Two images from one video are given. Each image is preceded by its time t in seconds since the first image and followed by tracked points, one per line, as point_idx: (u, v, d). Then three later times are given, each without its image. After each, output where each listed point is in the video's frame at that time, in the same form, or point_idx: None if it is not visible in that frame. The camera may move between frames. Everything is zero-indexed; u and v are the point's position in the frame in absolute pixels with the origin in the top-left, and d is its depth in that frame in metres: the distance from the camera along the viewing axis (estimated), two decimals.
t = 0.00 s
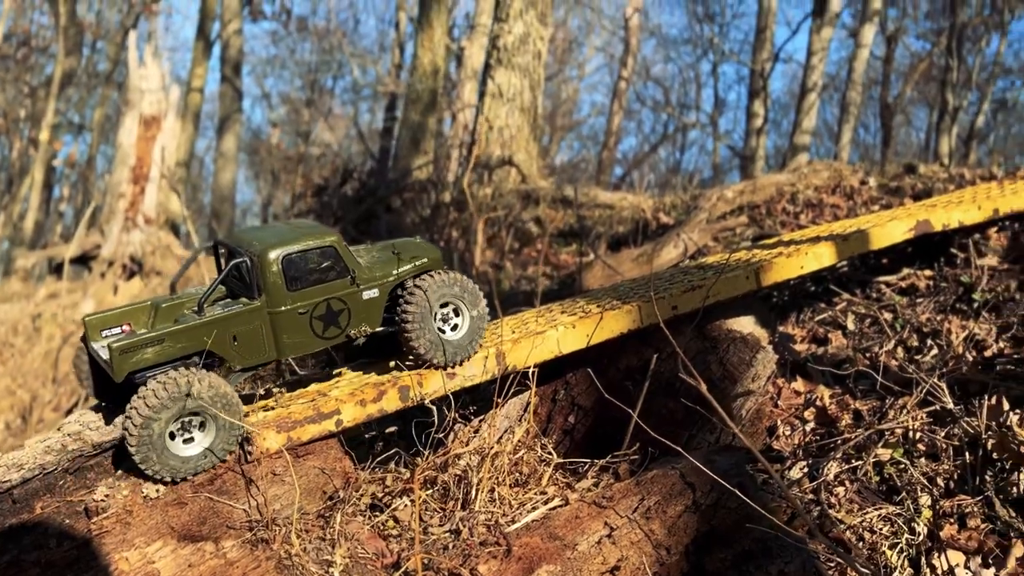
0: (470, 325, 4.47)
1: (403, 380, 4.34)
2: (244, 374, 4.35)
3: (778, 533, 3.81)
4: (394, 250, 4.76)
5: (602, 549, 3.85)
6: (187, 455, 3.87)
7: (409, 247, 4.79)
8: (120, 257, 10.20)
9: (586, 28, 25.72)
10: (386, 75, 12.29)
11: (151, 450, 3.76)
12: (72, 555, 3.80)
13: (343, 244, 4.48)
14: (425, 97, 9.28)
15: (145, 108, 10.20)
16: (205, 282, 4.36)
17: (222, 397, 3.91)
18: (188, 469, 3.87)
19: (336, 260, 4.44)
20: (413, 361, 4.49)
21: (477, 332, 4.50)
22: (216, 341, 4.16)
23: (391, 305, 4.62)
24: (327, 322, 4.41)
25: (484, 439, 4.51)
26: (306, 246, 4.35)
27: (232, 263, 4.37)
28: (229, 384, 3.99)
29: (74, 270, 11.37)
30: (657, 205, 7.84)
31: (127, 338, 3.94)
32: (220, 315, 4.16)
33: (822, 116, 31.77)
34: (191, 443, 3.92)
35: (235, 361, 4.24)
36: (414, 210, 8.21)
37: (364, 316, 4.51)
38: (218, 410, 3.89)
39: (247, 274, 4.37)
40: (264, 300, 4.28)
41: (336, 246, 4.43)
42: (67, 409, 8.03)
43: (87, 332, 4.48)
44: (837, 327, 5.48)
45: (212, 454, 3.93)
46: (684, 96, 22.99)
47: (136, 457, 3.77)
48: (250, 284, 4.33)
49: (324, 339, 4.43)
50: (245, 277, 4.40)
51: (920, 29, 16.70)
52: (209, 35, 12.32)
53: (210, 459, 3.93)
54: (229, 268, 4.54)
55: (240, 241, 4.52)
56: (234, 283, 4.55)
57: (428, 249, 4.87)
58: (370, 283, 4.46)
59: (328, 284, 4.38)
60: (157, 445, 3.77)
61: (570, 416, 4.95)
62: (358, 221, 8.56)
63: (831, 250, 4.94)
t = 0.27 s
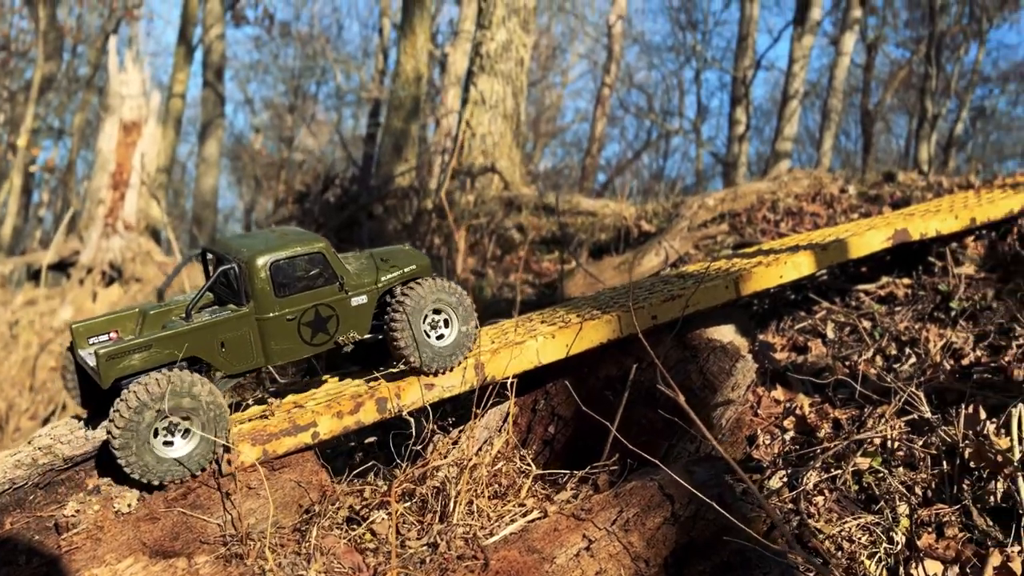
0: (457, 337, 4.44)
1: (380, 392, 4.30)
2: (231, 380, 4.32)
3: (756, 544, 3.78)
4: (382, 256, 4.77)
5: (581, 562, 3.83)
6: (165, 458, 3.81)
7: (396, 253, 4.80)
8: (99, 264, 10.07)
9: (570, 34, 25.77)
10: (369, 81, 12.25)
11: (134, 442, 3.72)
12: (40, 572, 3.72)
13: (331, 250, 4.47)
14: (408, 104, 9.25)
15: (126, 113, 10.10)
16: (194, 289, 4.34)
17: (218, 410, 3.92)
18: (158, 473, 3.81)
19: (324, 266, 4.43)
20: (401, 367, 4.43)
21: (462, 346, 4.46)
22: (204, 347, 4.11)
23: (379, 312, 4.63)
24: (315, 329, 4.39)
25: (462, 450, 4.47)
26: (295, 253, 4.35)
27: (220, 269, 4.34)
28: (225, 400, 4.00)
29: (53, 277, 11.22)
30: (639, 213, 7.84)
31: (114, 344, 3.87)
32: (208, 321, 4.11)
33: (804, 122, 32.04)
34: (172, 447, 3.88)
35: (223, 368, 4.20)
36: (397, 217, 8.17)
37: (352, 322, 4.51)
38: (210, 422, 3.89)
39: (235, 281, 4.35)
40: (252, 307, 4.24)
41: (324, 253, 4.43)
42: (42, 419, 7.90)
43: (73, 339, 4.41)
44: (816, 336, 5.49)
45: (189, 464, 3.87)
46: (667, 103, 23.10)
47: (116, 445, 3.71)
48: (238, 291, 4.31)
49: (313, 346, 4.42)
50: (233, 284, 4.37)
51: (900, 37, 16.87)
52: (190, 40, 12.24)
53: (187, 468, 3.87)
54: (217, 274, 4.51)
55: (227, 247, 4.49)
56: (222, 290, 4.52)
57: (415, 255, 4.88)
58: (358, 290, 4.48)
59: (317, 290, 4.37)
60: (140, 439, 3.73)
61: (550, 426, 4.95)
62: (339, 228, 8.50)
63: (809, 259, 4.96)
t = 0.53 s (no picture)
0: (443, 351, 4.39)
1: (358, 406, 4.24)
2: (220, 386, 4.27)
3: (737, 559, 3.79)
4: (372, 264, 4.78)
5: None
6: (142, 454, 3.70)
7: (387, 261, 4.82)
8: (76, 271, 9.91)
9: (553, 41, 25.87)
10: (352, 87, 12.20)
11: (119, 427, 3.64)
12: None
13: (320, 256, 4.49)
14: (390, 111, 9.20)
15: (105, 119, 9.98)
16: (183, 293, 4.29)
17: (207, 421, 3.90)
18: (128, 469, 3.67)
19: (313, 272, 4.44)
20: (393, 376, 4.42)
21: (447, 360, 4.40)
22: (191, 352, 4.09)
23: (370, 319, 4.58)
24: (304, 334, 4.37)
25: (442, 464, 4.42)
26: (284, 258, 4.36)
27: (209, 274, 4.35)
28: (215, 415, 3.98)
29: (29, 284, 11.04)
30: (621, 221, 7.83)
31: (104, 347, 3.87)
32: (196, 326, 4.10)
33: (785, 130, 32.32)
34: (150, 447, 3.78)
35: (211, 373, 4.16)
36: (378, 224, 8.10)
37: (342, 328, 4.49)
38: (198, 430, 3.86)
39: (224, 286, 4.35)
40: (241, 312, 4.23)
41: (314, 258, 4.44)
42: (16, 430, 7.74)
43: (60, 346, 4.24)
44: (797, 345, 5.48)
45: (162, 469, 3.75)
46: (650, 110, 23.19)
47: (100, 426, 3.63)
48: (226, 297, 4.31)
49: (302, 352, 4.39)
50: (222, 289, 4.37)
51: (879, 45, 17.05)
52: (171, 45, 12.13)
53: (157, 473, 3.74)
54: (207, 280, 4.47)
55: (217, 253, 4.50)
56: (212, 296, 4.46)
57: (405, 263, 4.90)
58: (347, 296, 4.48)
59: (306, 296, 4.38)
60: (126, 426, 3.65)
61: (530, 438, 4.89)
62: (321, 235, 8.42)
63: (789, 269, 4.97)
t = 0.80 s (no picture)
0: (424, 362, 4.34)
1: (333, 418, 4.19)
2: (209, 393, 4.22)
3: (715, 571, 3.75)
4: (361, 271, 4.75)
5: None
6: (121, 447, 3.66)
7: (375, 268, 4.79)
8: (54, 279, 9.78)
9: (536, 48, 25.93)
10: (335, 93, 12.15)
11: (112, 412, 3.64)
12: None
13: (310, 262, 4.45)
14: (371, 118, 9.16)
15: (84, 125, 9.87)
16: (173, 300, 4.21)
17: (194, 440, 3.87)
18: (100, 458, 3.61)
19: (303, 277, 4.40)
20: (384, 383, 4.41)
21: (423, 372, 4.34)
22: (180, 358, 4.03)
23: (359, 326, 4.59)
24: (293, 340, 4.33)
25: (419, 477, 4.38)
26: (274, 264, 4.32)
27: (198, 280, 4.29)
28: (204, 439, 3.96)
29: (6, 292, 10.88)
30: (603, 229, 7.83)
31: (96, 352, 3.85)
32: (186, 331, 4.05)
33: (767, 137, 32.57)
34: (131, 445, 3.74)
35: (200, 379, 4.11)
36: (360, 232, 8.06)
37: (332, 334, 4.45)
38: (183, 445, 3.83)
39: (213, 292, 4.28)
40: (230, 317, 4.18)
41: (304, 264, 4.40)
42: None
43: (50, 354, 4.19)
44: (777, 353, 5.48)
45: (133, 470, 3.68)
46: (633, 117, 23.29)
47: (95, 405, 3.65)
48: (215, 304, 4.26)
49: (292, 358, 4.35)
50: (211, 295, 4.30)
51: (859, 54, 17.21)
52: (152, 50, 12.03)
53: (125, 472, 3.67)
54: (195, 288, 4.39)
55: (206, 259, 4.44)
56: (201, 303, 4.38)
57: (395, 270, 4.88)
58: (336, 302, 4.45)
59: (296, 301, 4.34)
60: (120, 414, 3.66)
61: (510, 448, 4.86)
62: (301, 243, 8.36)
63: (768, 279, 4.96)
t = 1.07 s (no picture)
0: (409, 365, 4.28)
1: (313, 427, 4.12)
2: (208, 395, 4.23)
3: None
4: (356, 274, 4.78)
5: None
6: (115, 432, 3.65)
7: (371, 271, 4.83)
8: (32, 287, 9.63)
9: (521, 55, 26.01)
10: (317, 99, 12.11)
11: (122, 396, 3.70)
12: None
13: (305, 264, 4.49)
14: (354, 124, 9.13)
15: (63, 130, 9.75)
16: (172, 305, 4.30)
17: (181, 457, 3.84)
18: (92, 435, 3.59)
19: (298, 279, 4.44)
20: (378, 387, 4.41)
21: (404, 372, 4.26)
22: (177, 359, 4.04)
23: (356, 328, 4.60)
24: (290, 341, 4.35)
25: (400, 486, 4.34)
26: (269, 265, 4.36)
27: (194, 284, 4.38)
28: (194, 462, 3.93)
29: None
30: (586, 235, 7.84)
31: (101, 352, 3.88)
32: (182, 333, 4.07)
33: (749, 145, 32.83)
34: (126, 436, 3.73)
35: (197, 381, 4.12)
36: (343, 238, 8.01)
37: (328, 334, 4.47)
38: (170, 456, 3.80)
39: (208, 295, 4.36)
40: (226, 319, 4.21)
41: (298, 266, 4.44)
42: None
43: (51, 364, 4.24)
44: (758, 359, 5.50)
45: (115, 459, 3.63)
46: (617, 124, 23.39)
47: (111, 384, 3.71)
48: (211, 306, 4.29)
49: (289, 358, 4.37)
50: (207, 299, 4.39)
51: (840, 62, 17.39)
52: (133, 55, 11.95)
53: (107, 458, 3.61)
54: (193, 293, 4.47)
55: (203, 265, 4.54)
56: (198, 307, 4.47)
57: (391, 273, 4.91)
58: (331, 303, 4.47)
59: (291, 302, 4.36)
60: (131, 401, 3.71)
61: (491, 457, 4.83)
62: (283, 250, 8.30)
63: (749, 285, 4.98)
